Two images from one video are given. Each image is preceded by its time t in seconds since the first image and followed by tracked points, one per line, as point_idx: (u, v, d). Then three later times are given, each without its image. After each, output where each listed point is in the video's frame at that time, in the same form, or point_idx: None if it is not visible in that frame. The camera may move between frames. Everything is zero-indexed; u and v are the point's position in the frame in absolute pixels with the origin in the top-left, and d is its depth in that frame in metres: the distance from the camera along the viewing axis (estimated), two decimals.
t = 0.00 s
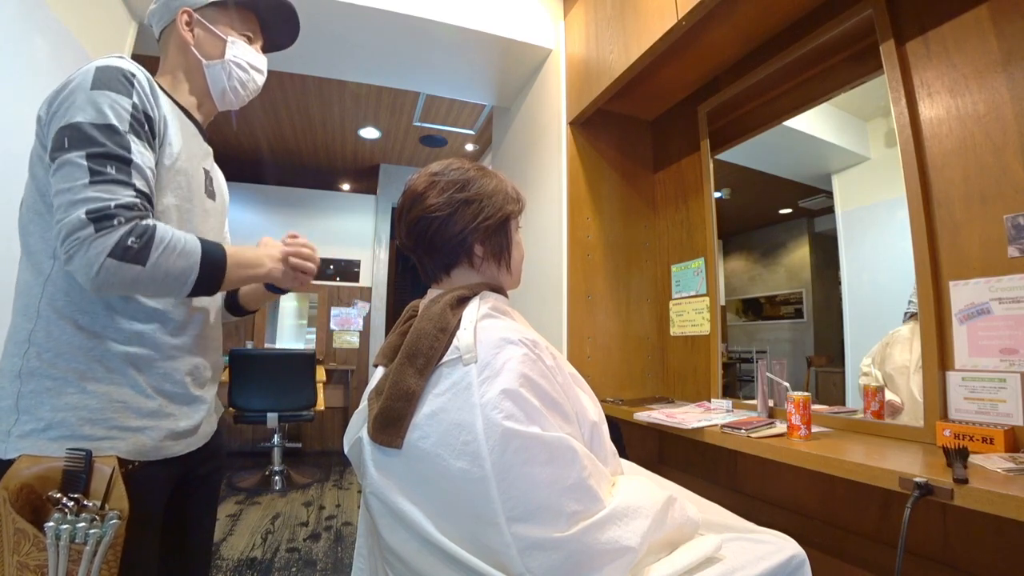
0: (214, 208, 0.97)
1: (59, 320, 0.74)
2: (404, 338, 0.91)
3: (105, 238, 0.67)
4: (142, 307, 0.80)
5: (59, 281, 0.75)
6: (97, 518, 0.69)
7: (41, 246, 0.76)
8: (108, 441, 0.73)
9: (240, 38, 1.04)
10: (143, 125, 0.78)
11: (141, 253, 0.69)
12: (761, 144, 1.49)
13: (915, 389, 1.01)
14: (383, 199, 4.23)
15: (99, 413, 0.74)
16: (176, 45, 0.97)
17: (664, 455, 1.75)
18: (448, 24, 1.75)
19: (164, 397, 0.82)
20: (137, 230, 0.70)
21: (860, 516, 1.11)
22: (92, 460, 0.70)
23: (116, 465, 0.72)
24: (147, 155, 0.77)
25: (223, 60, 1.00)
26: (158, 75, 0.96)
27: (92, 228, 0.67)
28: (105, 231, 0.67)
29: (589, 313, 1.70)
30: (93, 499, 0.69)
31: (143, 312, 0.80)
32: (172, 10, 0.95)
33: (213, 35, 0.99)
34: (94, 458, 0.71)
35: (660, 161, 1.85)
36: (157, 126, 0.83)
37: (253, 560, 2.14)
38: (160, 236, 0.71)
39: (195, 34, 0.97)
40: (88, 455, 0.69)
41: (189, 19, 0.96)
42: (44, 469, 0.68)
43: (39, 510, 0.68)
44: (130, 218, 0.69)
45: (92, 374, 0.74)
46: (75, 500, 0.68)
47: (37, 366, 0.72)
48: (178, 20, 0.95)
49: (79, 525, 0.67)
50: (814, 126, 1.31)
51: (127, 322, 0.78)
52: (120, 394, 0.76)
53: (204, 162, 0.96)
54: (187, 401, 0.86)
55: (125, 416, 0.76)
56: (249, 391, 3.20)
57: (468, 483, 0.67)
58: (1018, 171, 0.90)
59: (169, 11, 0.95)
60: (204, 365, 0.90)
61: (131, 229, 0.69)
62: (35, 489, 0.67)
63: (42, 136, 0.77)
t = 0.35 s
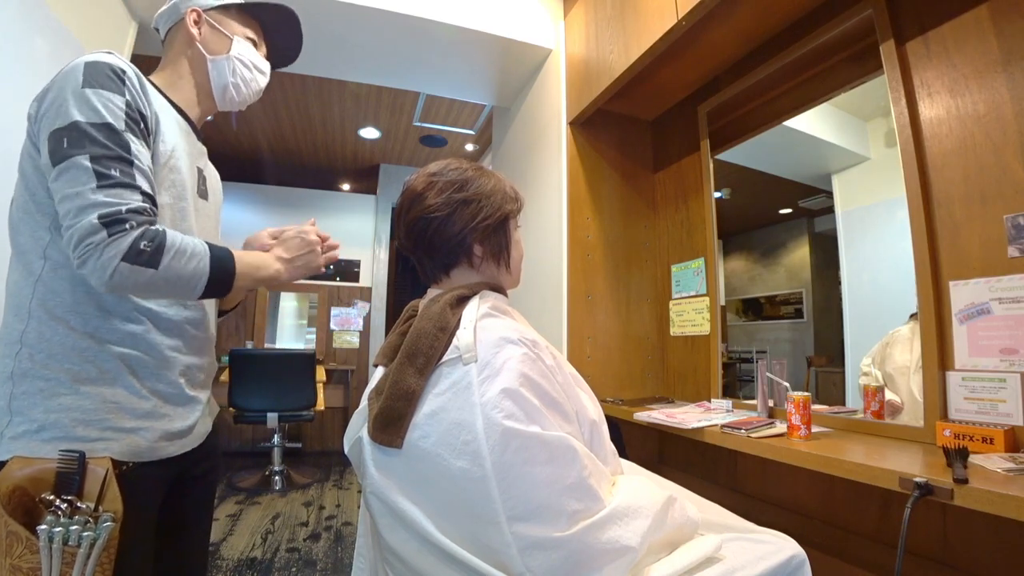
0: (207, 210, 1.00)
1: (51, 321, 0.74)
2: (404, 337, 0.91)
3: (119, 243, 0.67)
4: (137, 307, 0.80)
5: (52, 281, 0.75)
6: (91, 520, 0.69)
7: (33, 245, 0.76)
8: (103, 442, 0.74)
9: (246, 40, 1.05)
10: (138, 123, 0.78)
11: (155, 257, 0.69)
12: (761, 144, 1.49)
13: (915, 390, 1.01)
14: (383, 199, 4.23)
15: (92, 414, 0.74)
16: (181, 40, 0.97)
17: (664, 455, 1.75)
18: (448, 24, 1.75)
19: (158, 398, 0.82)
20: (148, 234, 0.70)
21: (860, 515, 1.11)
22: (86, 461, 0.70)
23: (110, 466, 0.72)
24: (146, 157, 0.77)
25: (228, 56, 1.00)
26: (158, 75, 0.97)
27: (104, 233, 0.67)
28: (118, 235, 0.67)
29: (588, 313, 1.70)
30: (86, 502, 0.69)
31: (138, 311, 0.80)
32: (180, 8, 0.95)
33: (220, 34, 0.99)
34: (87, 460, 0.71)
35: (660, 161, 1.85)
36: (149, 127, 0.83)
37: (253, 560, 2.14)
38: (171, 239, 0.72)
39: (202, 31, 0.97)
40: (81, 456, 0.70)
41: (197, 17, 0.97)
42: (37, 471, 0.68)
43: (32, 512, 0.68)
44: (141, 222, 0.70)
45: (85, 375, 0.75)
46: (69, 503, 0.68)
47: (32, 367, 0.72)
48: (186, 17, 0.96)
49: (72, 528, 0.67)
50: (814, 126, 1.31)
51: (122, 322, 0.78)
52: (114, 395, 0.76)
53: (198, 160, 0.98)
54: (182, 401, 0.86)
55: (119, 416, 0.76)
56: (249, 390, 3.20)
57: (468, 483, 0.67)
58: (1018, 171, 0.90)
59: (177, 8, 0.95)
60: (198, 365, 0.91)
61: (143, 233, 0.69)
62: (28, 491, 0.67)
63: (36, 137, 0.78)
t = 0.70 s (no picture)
0: (200, 210, 1.00)
1: (40, 318, 0.74)
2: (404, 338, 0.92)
3: (122, 235, 0.67)
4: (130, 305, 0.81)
5: (43, 278, 0.75)
6: (80, 524, 0.69)
7: (24, 241, 0.76)
8: (92, 443, 0.74)
9: (252, 51, 1.05)
10: (138, 119, 0.78)
11: (159, 251, 0.69)
12: (761, 144, 1.49)
13: (916, 390, 1.01)
14: (383, 199, 4.23)
15: (80, 414, 0.74)
16: (188, 46, 0.97)
17: (664, 455, 1.75)
18: (448, 24, 1.75)
19: (148, 398, 0.83)
20: (151, 228, 0.69)
21: (860, 515, 1.11)
22: (74, 463, 0.70)
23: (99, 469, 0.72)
24: (147, 152, 0.77)
25: (233, 66, 1.00)
26: (160, 76, 0.97)
27: (107, 225, 0.66)
28: (122, 228, 0.67)
29: (588, 313, 1.70)
30: (75, 505, 0.70)
31: (133, 310, 0.81)
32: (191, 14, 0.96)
33: (227, 43, 1.00)
34: (76, 462, 0.71)
35: (660, 161, 1.85)
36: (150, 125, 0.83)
37: (253, 560, 2.14)
38: (174, 235, 0.71)
39: (210, 39, 0.98)
40: (69, 458, 0.70)
41: (207, 25, 0.97)
42: (24, 473, 0.68)
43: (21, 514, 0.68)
44: (144, 216, 0.69)
45: (74, 374, 0.75)
46: (58, 505, 0.68)
47: (23, 365, 0.72)
48: (196, 24, 0.96)
49: (60, 532, 0.67)
50: (814, 126, 1.31)
51: (114, 321, 0.79)
52: (104, 396, 0.77)
53: (195, 161, 0.98)
54: (172, 402, 0.87)
55: (109, 417, 0.76)
56: (248, 390, 3.20)
57: (468, 483, 0.67)
58: (1018, 171, 0.90)
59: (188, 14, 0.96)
60: (189, 364, 0.91)
61: (146, 227, 0.69)
62: (16, 494, 0.68)
63: (38, 131, 0.77)
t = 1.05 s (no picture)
0: (201, 207, 1.00)
1: (42, 320, 0.74)
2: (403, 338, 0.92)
3: (126, 223, 0.67)
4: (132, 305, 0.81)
5: (45, 279, 0.75)
6: (84, 527, 0.69)
7: (25, 241, 0.76)
8: (94, 445, 0.74)
9: (236, 34, 1.04)
10: (137, 110, 0.79)
11: (161, 238, 0.69)
12: (761, 144, 1.49)
13: (915, 389, 1.01)
14: (383, 199, 4.23)
15: (82, 416, 0.74)
16: (171, 33, 0.97)
17: (664, 455, 1.75)
18: (448, 24, 1.75)
19: (151, 400, 0.83)
20: (154, 217, 0.70)
21: (860, 516, 1.11)
22: (77, 466, 0.70)
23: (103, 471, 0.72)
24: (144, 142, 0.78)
25: (218, 51, 1.00)
26: (159, 76, 0.97)
27: (112, 213, 0.67)
28: (125, 216, 0.67)
29: (588, 313, 1.70)
30: (79, 507, 0.70)
31: (134, 311, 0.81)
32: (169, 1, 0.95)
33: (210, 27, 1.00)
34: (79, 464, 0.71)
35: (660, 161, 1.85)
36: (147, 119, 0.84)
37: (253, 560, 2.14)
38: (176, 224, 0.72)
39: (192, 25, 0.97)
40: (72, 461, 0.69)
41: (187, 11, 0.97)
42: (26, 475, 0.68)
43: (24, 518, 0.68)
44: (146, 205, 0.70)
45: (76, 375, 0.75)
46: (61, 508, 0.69)
47: (26, 366, 0.72)
48: (175, 10, 0.96)
49: (64, 535, 0.68)
50: (814, 126, 1.31)
51: (117, 322, 0.79)
52: (107, 397, 0.77)
53: (193, 157, 0.98)
54: (175, 403, 0.87)
55: (112, 418, 0.76)
56: (248, 390, 3.20)
57: (468, 484, 0.67)
58: (1018, 171, 0.90)
59: (166, 1, 0.95)
60: (191, 365, 0.91)
61: (149, 216, 0.70)
62: (18, 497, 0.68)
63: (33, 127, 0.77)
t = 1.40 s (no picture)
0: (200, 205, 1.00)
1: (42, 321, 0.74)
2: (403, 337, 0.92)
3: (135, 221, 0.67)
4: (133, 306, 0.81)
5: (43, 280, 0.75)
6: (83, 529, 0.70)
7: (23, 242, 0.76)
8: (95, 446, 0.74)
9: (234, 28, 1.04)
10: (137, 109, 0.79)
11: (170, 236, 0.70)
12: (761, 144, 1.49)
13: (916, 389, 1.01)
14: (383, 199, 4.23)
15: (83, 416, 0.74)
16: (167, 30, 0.96)
17: (664, 455, 1.75)
18: (448, 24, 1.75)
19: (151, 400, 0.83)
20: (162, 215, 0.70)
21: (860, 516, 1.11)
22: (77, 467, 0.70)
23: (103, 472, 0.72)
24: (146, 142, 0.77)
25: (215, 46, 1.00)
26: (158, 75, 0.97)
27: (119, 212, 0.67)
28: (134, 214, 0.67)
29: (588, 313, 1.70)
30: (79, 509, 0.70)
31: (134, 311, 0.81)
32: None
33: (206, 22, 0.99)
34: (80, 466, 0.71)
35: (660, 161, 1.85)
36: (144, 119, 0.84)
37: (253, 560, 2.14)
38: (184, 222, 0.72)
39: (187, 20, 0.97)
40: (72, 462, 0.70)
41: (182, 6, 0.97)
42: (25, 477, 0.68)
43: (24, 520, 0.68)
44: (154, 202, 0.70)
45: (76, 376, 0.75)
46: (61, 509, 0.69)
47: (25, 367, 0.72)
48: (169, 6, 0.95)
49: (64, 537, 0.68)
50: (814, 126, 1.31)
51: (117, 322, 0.79)
52: (108, 397, 0.77)
53: (191, 155, 0.98)
54: (175, 403, 0.87)
55: (113, 419, 0.77)
56: (249, 390, 3.20)
57: (468, 482, 0.68)
58: (1018, 171, 0.90)
59: None
60: (191, 365, 0.91)
61: (156, 214, 0.70)
62: (18, 498, 0.68)
63: (30, 129, 0.77)
